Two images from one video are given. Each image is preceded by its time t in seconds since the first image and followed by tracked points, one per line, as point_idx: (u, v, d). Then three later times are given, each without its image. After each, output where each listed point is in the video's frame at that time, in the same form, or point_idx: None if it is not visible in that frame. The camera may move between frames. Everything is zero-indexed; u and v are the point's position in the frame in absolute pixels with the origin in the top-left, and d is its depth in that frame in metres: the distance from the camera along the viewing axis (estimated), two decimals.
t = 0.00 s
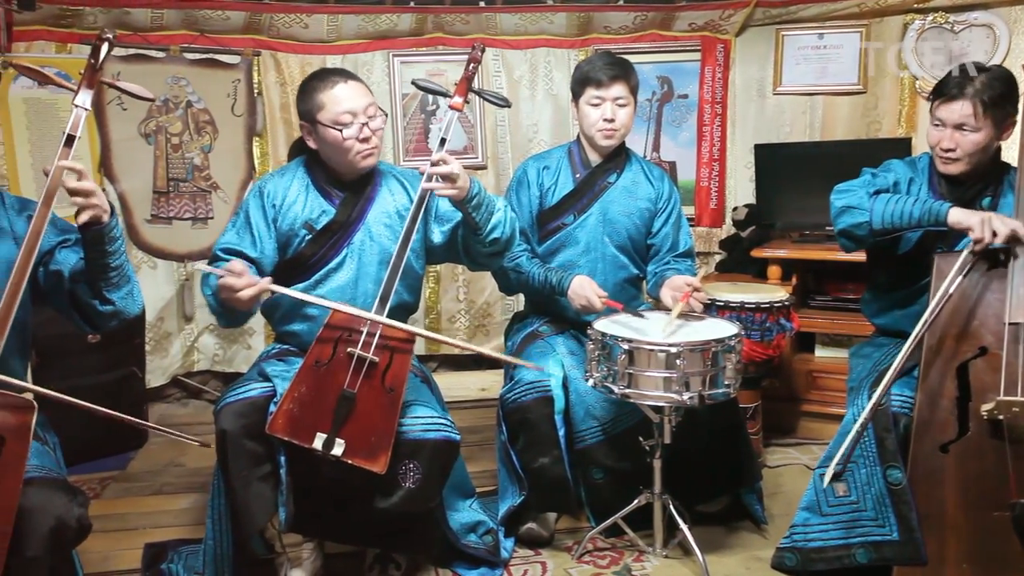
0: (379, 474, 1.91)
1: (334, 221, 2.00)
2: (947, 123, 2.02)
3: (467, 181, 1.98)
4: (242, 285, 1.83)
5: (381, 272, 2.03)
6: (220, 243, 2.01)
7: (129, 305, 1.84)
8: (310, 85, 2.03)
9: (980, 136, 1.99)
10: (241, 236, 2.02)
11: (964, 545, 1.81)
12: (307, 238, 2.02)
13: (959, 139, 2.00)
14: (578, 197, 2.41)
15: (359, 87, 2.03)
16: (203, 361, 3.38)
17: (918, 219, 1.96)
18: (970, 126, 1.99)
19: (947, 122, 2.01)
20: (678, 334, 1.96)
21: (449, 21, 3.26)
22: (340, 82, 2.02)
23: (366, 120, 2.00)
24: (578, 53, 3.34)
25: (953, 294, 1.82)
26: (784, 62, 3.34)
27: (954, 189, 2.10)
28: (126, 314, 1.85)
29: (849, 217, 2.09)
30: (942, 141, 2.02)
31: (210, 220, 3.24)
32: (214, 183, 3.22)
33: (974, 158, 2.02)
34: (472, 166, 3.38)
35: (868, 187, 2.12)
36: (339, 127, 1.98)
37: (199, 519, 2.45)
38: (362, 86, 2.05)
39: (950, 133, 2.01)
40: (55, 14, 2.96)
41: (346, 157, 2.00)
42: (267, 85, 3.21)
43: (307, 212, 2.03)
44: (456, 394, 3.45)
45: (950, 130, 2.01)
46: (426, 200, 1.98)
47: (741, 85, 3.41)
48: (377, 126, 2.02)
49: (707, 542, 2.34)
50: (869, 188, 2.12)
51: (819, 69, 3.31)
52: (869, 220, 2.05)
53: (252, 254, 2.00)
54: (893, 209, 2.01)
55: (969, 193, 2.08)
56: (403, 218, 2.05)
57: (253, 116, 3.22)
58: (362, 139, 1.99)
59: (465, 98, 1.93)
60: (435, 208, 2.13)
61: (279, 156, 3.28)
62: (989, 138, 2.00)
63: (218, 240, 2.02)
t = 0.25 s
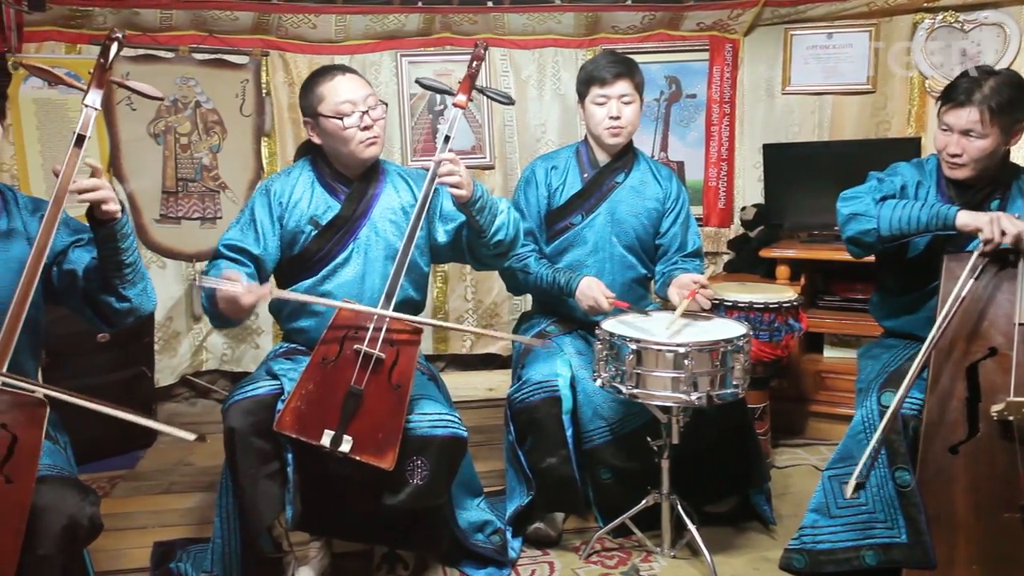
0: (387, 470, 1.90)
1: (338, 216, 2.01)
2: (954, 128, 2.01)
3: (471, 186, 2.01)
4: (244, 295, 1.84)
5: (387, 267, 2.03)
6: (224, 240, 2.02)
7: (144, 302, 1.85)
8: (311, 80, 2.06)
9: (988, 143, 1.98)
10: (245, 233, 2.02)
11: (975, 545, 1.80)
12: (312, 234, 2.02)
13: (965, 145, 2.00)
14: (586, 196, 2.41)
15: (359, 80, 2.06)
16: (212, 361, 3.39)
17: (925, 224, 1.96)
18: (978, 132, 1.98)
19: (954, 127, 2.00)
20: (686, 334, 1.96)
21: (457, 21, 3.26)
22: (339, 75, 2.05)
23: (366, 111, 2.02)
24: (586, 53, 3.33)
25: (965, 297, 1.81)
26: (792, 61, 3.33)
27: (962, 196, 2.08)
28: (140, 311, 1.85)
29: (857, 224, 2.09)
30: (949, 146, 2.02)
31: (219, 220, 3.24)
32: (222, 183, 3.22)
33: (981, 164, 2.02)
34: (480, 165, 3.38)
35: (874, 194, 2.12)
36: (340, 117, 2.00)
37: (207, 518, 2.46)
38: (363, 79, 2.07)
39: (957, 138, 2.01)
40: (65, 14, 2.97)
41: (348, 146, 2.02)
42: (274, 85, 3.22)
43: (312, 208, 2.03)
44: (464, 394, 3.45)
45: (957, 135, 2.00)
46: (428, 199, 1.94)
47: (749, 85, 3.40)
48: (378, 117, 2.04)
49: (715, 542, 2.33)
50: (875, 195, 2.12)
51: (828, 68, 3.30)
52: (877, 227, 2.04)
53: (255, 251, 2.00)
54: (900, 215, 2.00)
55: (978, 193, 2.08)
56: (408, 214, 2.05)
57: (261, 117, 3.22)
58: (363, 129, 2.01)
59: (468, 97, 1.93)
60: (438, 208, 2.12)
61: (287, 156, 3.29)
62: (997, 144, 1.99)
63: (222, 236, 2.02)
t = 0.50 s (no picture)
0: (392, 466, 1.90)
1: (340, 213, 2.01)
2: (967, 118, 2.00)
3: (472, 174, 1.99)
4: (242, 280, 1.85)
5: (390, 262, 2.03)
6: (230, 242, 2.02)
7: (148, 305, 1.85)
8: (311, 79, 2.07)
9: (999, 134, 1.98)
10: (251, 234, 2.03)
11: (983, 546, 1.79)
12: (315, 231, 2.02)
13: (977, 136, 1.99)
14: (592, 196, 2.41)
15: (358, 78, 2.06)
16: (220, 360, 3.40)
17: (935, 219, 1.95)
18: (991, 122, 1.97)
19: (967, 117, 2.00)
20: (693, 334, 1.95)
21: (464, 21, 3.26)
22: (337, 73, 2.05)
23: (364, 107, 2.02)
24: (593, 52, 3.33)
25: (971, 291, 1.81)
26: (799, 61, 3.32)
27: (970, 190, 2.07)
28: (144, 314, 1.86)
29: (864, 219, 2.07)
30: (960, 137, 2.01)
31: (226, 219, 3.25)
32: (230, 182, 3.23)
33: (992, 155, 2.01)
34: (486, 165, 3.38)
35: (882, 189, 2.10)
36: (337, 113, 2.00)
37: (214, 516, 2.46)
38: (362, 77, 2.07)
39: (969, 129, 1.99)
40: (74, 15, 2.98)
41: (345, 143, 2.01)
42: (282, 86, 3.22)
43: (315, 206, 2.04)
44: (471, 393, 3.46)
45: (969, 126, 1.99)
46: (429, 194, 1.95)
47: (756, 84, 3.40)
48: (377, 113, 2.04)
49: (722, 543, 2.32)
50: (882, 190, 2.10)
51: (836, 67, 3.29)
52: (885, 222, 2.03)
53: (263, 250, 2.00)
54: (909, 210, 1.99)
55: (987, 191, 2.06)
56: (410, 210, 2.06)
57: (268, 116, 3.23)
58: (361, 124, 2.01)
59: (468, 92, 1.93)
60: (441, 203, 2.13)
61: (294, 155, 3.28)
62: (1009, 136, 1.98)
63: (229, 238, 2.03)
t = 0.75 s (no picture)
0: (395, 463, 1.91)
1: (342, 210, 2.01)
2: (977, 125, 1.98)
3: (472, 178, 2.00)
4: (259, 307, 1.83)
5: (394, 259, 2.04)
6: (235, 243, 2.02)
7: (161, 305, 1.87)
8: (310, 79, 2.07)
9: (1008, 142, 1.97)
10: (256, 235, 2.03)
11: (992, 547, 1.79)
12: (318, 230, 2.03)
13: (986, 143, 1.98)
14: (598, 195, 2.41)
15: (355, 77, 2.06)
16: (227, 360, 3.40)
17: (942, 225, 1.94)
18: (1001, 129, 1.96)
19: (977, 124, 1.98)
20: (701, 334, 1.95)
21: (471, 21, 3.26)
22: (334, 73, 2.06)
23: (360, 105, 2.02)
24: (599, 52, 3.33)
25: (981, 292, 1.80)
26: (807, 61, 3.32)
27: (975, 196, 2.07)
28: (157, 313, 1.87)
29: (871, 226, 2.07)
30: (969, 144, 2.00)
31: (233, 219, 3.26)
32: (237, 182, 3.24)
33: (1001, 163, 2.00)
34: (493, 165, 3.38)
35: (888, 195, 2.10)
36: (335, 112, 2.00)
37: (221, 516, 2.47)
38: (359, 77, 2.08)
39: (978, 136, 1.99)
40: (83, 15, 3.00)
41: (342, 141, 2.02)
42: (289, 85, 3.23)
43: (317, 205, 2.04)
44: (477, 393, 3.46)
45: (979, 133, 1.98)
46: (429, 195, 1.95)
47: (764, 83, 3.39)
48: (374, 111, 2.04)
49: (729, 544, 2.32)
50: (888, 196, 2.10)
51: (844, 67, 3.28)
52: (892, 228, 2.02)
53: (267, 250, 2.01)
54: (915, 216, 1.99)
55: (995, 192, 2.05)
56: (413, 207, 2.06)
57: (275, 116, 3.23)
58: (358, 123, 2.01)
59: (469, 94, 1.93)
60: (441, 201, 2.12)
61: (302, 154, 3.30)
62: (1019, 143, 1.97)
63: (233, 239, 2.03)
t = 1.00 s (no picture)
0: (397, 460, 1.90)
1: (344, 210, 2.01)
2: (989, 117, 1.98)
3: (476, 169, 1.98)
4: (234, 282, 1.84)
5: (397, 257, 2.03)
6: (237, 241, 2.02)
7: (165, 302, 1.86)
8: (311, 80, 2.07)
9: (1019, 137, 1.96)
10: (258, 234, 2.04)
11: (1001, 549, 1.78)
12: (320, 229, 2.03)
13: (997, 136, 1.97)
14: (605, 196, 2.40)
15: (355, 78, 2.06)
16: (234, 359, 3.42)
17: (952, 223, 1.93)
18: (1013, 125, 1.96)
19: (989, 117, 1.98)
20: (709, 334, 1.95)
21: (478, 20, 3.26)
22: (335, 74, 2.05)
23: (361, 107, 2.02)
24: (606, 52, 3.33)
25: (991, 293, 1.79)
26: (815, 60, 3.31)
27: (983, 193, 2.06)
28: (161, 311, 1.87)
29: (880, 222, 2.06)
30: (979, 137, 1.99)
31: (241, 219, 3.27)
32: (244, 182, 3.25)
33: (1011, 156, 1.99)
34: (499, 165, 3.38)
35: (897, 192, 2.09)
36: (335, 115, 2.00)
37: (228, 515, 2.47)
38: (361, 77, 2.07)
39: (989, 128, 1.98)
40: (91, 16, 3.00)
41: (343, 143, 2.02)
42: (296, 85, 3.23)
43: (319, 204, 2.05)
44: (484, 393, 3.46)
45: (990, 125, 1.97)
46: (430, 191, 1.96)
47: (772, 82, 3.38)
48: (376, 112, 2.04)
49: (736, 544, 2.32)
50: (898, 193, 2.09)
51: (852, 66, 3.27)
52: (901, 225, 2.01)
53: (268, 249, 2.01)
54: (925, 214, 1.98)
55: (1004, 191, 2.04)
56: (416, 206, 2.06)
57: (282, 116, 3.24)
58: (359, 125, 2.01)
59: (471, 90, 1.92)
60: (445, 198, 2.12)
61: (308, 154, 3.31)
62: None
63: (235, 238, 2.03)
